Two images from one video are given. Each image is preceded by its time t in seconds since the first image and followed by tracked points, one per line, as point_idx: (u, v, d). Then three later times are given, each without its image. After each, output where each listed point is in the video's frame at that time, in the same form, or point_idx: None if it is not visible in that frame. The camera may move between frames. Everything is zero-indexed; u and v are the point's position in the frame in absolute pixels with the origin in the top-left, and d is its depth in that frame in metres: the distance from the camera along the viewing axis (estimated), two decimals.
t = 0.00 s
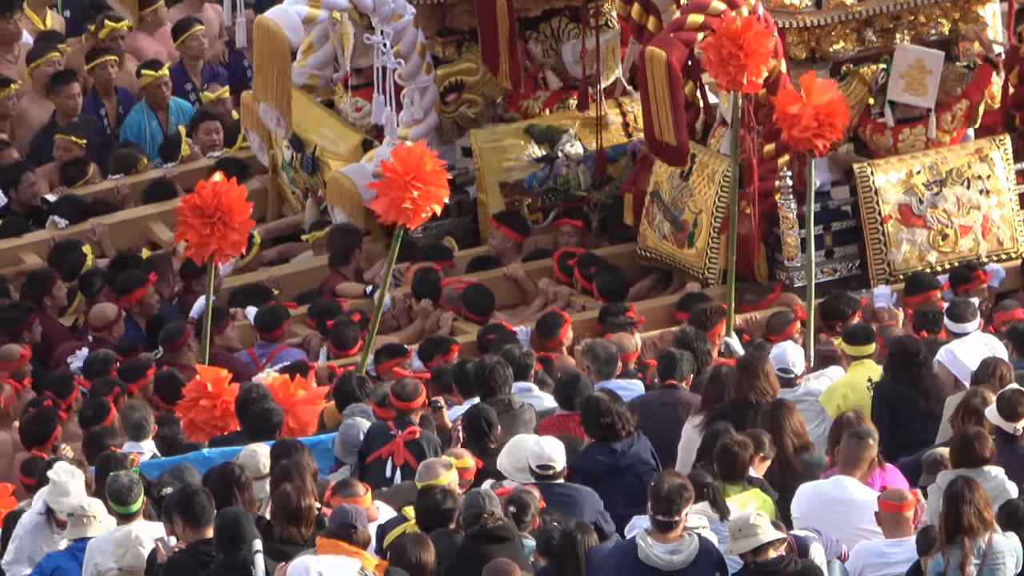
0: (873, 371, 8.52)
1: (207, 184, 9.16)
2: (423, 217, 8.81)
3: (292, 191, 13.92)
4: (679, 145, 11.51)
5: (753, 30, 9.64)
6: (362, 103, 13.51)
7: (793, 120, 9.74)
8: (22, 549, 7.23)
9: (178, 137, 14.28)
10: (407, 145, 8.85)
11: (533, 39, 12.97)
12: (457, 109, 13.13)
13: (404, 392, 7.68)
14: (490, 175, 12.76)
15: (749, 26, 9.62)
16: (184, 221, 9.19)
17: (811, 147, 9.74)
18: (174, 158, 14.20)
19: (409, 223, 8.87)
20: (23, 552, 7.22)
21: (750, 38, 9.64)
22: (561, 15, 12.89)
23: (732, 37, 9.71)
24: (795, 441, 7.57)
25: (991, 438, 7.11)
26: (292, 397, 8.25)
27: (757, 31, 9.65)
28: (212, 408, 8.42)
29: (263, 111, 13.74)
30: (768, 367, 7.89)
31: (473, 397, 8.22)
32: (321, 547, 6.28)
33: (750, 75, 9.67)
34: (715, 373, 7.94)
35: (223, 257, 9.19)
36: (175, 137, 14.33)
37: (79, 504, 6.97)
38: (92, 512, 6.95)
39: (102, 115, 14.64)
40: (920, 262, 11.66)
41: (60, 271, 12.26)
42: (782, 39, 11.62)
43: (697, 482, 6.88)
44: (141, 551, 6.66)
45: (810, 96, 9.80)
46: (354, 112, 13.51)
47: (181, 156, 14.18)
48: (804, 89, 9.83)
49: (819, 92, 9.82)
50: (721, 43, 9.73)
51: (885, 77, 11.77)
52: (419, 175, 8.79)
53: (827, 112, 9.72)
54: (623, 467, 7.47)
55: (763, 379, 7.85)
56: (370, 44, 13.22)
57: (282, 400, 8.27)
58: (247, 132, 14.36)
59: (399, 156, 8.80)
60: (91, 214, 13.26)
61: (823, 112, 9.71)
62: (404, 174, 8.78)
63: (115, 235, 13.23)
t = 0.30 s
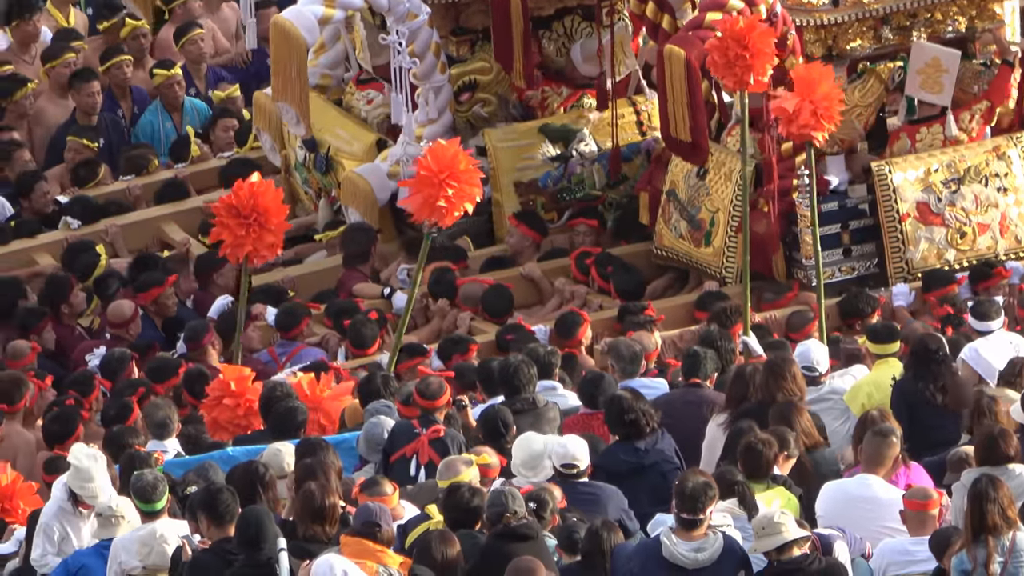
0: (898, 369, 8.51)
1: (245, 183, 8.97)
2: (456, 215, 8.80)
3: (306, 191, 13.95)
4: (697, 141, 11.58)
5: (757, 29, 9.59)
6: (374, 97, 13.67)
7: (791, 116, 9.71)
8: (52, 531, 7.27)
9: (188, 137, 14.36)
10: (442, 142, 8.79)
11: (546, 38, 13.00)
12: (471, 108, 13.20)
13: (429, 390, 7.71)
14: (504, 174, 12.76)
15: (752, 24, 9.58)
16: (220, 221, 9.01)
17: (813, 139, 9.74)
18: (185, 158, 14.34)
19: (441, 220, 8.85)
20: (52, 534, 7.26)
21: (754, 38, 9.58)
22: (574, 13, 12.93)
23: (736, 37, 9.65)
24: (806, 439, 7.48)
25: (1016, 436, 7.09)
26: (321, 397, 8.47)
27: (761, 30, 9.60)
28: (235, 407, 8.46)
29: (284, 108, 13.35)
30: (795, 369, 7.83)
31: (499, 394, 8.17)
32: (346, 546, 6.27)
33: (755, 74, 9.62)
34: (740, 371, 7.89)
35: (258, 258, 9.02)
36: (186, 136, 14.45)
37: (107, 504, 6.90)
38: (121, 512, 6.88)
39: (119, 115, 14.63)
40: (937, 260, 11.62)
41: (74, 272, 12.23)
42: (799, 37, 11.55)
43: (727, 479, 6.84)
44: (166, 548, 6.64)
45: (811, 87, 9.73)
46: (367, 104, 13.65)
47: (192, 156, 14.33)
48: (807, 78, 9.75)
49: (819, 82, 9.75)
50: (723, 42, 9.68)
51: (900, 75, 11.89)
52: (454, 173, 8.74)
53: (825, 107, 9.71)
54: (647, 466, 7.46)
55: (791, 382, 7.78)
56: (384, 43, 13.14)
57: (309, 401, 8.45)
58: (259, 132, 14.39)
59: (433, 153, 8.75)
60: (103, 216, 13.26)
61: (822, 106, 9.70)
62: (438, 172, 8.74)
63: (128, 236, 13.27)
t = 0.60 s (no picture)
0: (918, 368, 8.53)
1: (274, 184, 9.19)
2: (475, 209, 8.82)
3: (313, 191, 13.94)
4: (701, 137, 11.56)
5: (765, 25, 9.60)
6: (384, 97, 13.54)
7: (792, 117, 9.68)
8: (73, 524, 7.26)
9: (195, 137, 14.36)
10: (461, 136, 8.86)
11: (554, 37, 12.93)
12: (480, 107, 13.24)
13: (447, 389, 7.69)
14: (515, 173, 12.81)
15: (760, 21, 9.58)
16: (249, 220, 9.22)
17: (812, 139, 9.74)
18: (190, 158, 14.32)
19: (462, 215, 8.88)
20: (73, 527, 7.24)
21: (762, 33, 9.59)
22: (582, 12, 12.86)
23: (744, 34, 9.67)
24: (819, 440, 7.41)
25: None
26: (346, 396, 8.59)
27: (768, 26, 9.60)
28: (255, 405, 8.56)
29: (300, 114, 13.51)
30: (819, 370, 7.92)
31: (518, 392, 8.17)
32: (366, 544, 6.31)
33: (765, 70, 9.59)
34: (760, 369, 7.87)
35: (287, 258, 9.21)
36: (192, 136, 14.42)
37: (128, 502, 6.90)
38: (141, 509, 6.88)
39: (128, 115, 14.65)
40: (951, 258, 11.63)
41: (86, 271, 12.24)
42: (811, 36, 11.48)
43: (748, 480, 6.80)
44: (173, 543, 6.62)
45: (806, 85, 9.73)
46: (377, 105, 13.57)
47: (198, 156, 14.33)
48: (798, 77, 9.74)
49: (810, 80, 9.74)
50: (733, 39, 9.67)
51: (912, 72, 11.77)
52: (472, 166, 8.80)
53: (826, 106, 9.71)
54: (664, 463, 7.47)
55: (815, 383, 7.88)
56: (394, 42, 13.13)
57: (334, 400, 8.58)
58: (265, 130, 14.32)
59: (451, 147, 8.81)
60: (112, 216, 13.28)
61: (824, 106, 9.70)
62: (456, 165, 8.80)
63: (136, 236, 13.27)
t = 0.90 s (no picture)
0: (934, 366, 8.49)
1: (297, 183, 9.18)
2: (490, 204, 8.90)
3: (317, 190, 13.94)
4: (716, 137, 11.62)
5: (802, 17, 9.79)
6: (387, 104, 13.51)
7: (808, 111, 9.75)
8: (91, 522, 7.22)
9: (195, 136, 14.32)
10: (478, 132, 8.96)
11: (557, 36, 13.06)
12: (484, 106, 13.07)
13: (462, 387, 7.68)
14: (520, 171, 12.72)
15: (798, 16, 9.77)
16: (271, 219, 9.23)
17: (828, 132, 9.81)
18: (189, 158, 14.28)
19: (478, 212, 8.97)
20: (91, 526, 7.22)
21: (800, 24, 9.79)
22: (587, 10, 13.02)
23: (782, 25, 9.86)
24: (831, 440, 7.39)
25: None
26: (361, 393, 8.68)
27: (806, 19, 9.79)
28: (269, 403, 8.57)
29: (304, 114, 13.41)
30: (836, 369, 7.88)
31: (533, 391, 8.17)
32: (381, 543, 6.28)
33: (800, 61, 9.83)
34: (774, 367, 7.89)
35: (307, 258, 9.22)
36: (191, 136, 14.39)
37: (143, 500, 6.89)
38: (156, 508, 6.87)
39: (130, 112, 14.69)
40: (958, 256, 11.63)
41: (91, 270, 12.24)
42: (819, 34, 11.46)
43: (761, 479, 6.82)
44: (182, 539, 6.62)
45: (822, 81, 9.77)
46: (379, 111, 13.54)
47: (198, 155, 14.34)
48: (814, 75, 9.78)
49: (828, 78, 9.79)
50: (772, 32, 9.87)
51: (920, 70, 11.71)
52: (487, 162, 8.89)
53: (842, 100, 9.76)
54: (678, 460, 7.47)
55: (833, 381, 7.85)
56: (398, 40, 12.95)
57: (349, 396, 8.66)
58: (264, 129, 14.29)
59: (468, 143, 8.91)
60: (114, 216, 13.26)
61: (840, 100, 9.76)
62: (472, 161, 8.90)
63: (139, 235, 13.25)
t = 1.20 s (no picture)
0: (951, 359, 8.42)
1: (310, 175, 9.19)
2: (500, 198, 8.82)
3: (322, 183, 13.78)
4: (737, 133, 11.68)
5: (843, 10, 9.86)
6: (394, 97, 13.34)
7: (842, 104, 9.61)
8: (115, 515, 7.23)
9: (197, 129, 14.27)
10: (486, 126, 8.87)
11: (563, 29, 13.06)
12: (492, 100, 13.09)
13: (480, 380, 7.71)
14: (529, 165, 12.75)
15: (839, 9, 9.84)
16: (285, 211, 9.23)
17: (860, 129, 9.69)
18: (195, 151, 14.22)
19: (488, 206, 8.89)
20: (115, 517, 7.21)
21: (840, 18, 9.86)
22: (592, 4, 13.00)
23: (822, 17, 9.93)
24: (851, 432, 7.36)
25: None
26: (380, 389, 8.61)
27: (847, 12, 9.86)
28: (287, 397, 8.55)
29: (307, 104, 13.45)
30: (854, 362, 7.98)
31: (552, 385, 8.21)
32: (400, 535, 6.30)
33: (838, 54, 9.89)
34: (792, 361, 7.94)
35: (322, 250, 9.22)
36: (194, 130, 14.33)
37: (160, 493, 6.89)
38: (173, 501, 6.87)
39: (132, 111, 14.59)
40: (968, 248, 11.62)
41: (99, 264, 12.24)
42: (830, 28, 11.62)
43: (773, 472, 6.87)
44: (200, 531, 6.61)
45: (854, 78, 9.67)
46: (386, 105, 13.32)
47: (202, 148, 14.24)
48: (846, 72, 9.69)
49: (861, 75, 9.70)
50: (813, 24, 9.94)
51: (929, 64, 11.76)
52: (495, 156, 8.81)
53: (876, 95, 9.65)
54: (700, 453, 7.50)
55: (850, 374, 7.95)
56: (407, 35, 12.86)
57: (368, 392, 8.60)
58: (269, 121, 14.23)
59: (475, 138, 8.83)
60: (120, 208, 13.26)
61: (874, 96, 9.64)
62: (480, 155, 8.82)
63: (145, 228, 13.25)
